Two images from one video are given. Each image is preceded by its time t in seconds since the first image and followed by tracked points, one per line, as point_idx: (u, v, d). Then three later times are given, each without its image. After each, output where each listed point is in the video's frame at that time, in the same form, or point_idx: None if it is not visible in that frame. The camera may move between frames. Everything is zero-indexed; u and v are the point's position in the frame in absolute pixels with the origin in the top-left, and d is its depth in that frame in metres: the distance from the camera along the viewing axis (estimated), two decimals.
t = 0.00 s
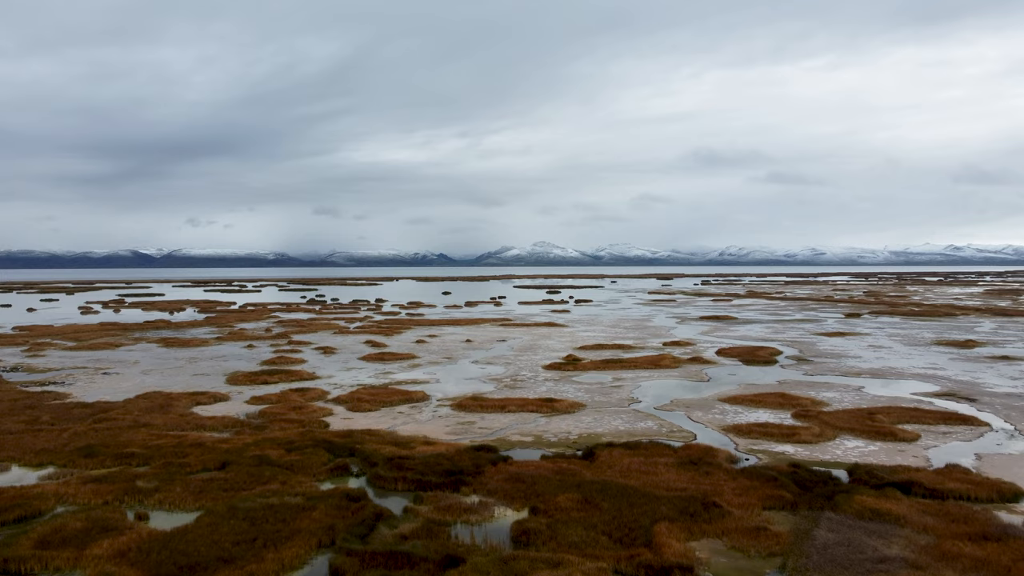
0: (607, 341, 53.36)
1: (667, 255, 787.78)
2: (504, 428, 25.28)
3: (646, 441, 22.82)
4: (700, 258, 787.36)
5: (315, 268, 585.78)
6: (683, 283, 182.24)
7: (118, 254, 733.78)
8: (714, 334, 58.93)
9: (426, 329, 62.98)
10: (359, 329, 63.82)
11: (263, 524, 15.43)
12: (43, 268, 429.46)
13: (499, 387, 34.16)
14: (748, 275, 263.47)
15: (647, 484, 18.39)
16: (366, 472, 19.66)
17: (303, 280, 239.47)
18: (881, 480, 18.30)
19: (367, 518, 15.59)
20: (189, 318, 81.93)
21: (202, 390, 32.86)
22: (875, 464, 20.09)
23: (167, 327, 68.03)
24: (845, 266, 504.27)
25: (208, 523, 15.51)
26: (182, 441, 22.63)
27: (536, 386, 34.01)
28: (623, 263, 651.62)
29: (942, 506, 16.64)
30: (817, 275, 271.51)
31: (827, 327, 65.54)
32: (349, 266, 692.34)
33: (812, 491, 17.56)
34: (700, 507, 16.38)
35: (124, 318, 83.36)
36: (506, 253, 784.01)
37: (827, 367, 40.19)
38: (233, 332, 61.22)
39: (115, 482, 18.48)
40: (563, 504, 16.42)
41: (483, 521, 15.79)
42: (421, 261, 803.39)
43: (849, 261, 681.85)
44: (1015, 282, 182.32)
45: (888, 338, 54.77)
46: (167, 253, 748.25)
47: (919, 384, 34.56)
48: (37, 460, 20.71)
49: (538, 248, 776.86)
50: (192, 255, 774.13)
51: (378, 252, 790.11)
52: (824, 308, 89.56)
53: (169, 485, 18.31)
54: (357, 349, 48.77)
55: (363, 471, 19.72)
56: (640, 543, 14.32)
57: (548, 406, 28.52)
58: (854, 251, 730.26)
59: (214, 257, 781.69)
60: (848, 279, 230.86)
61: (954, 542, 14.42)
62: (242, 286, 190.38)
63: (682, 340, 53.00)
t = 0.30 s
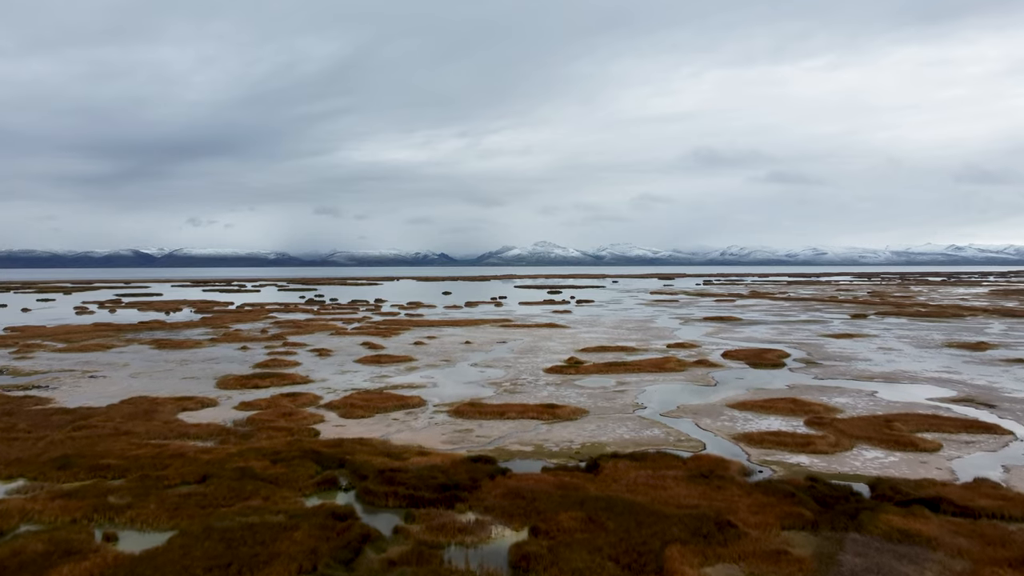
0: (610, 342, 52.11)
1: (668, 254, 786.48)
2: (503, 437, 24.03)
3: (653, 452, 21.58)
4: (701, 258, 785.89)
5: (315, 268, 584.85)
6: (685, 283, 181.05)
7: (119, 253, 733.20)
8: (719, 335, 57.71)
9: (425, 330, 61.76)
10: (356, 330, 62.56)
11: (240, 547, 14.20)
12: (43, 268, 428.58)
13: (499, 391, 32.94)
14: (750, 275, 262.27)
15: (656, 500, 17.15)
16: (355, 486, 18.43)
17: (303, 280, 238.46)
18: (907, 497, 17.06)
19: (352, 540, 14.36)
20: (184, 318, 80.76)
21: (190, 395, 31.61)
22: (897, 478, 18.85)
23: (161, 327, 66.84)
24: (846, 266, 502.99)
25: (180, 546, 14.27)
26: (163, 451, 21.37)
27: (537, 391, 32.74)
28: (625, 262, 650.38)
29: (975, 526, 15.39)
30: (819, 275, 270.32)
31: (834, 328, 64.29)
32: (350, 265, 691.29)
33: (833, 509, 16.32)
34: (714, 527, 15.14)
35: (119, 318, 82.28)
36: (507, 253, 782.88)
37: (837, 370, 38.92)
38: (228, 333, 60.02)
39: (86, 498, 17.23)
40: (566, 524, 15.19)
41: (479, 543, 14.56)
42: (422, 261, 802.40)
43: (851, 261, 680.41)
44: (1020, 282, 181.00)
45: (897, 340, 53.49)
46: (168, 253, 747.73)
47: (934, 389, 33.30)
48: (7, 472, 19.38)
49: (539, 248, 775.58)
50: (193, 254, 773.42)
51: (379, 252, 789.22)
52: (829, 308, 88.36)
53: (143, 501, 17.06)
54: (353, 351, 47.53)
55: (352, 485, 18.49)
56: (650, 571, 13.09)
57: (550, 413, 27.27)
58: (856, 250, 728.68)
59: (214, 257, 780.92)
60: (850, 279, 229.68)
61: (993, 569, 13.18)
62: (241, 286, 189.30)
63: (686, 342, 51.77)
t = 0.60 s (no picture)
0: (612, 344, 50.80)
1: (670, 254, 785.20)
2: (501, 447, 22.75)
3: (660, 463, 20.31)
4: (703, 257, 784.87)
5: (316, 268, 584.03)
6: (687, 283, 180.16)
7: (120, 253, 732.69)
8: (725, 336, 56.37)
9: (423, 331, 60.49)
10: (353, 332, 61.27)
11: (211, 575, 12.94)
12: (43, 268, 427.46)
13: (499, 396, 31.66)
14: (752, 275, 261.20)
15: (665, 519, 15.90)
16: (342, 503, 17.18)
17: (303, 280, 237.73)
18: (937, 517, 15.79)
19: (334, 567, 13.12)
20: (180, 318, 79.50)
21: (176, 400, 30.31)
22: (925, 493, 17.56)
23: (155, 329, 65.56)
24: (849, 266, 500.69)
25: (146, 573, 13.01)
26: (139, 464, 20.09)
27: (538, 396, 31.44)
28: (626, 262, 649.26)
29: (1015, 549, 14.12)
30: (822, 275, 269.10)
31: (841, 329, 63.02)
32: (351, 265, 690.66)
33: (858, 530, 15.06)
34: (730, 551, 13.88)
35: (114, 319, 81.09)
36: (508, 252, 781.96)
37: (848, 374, 37.63)
38: (222, 335, 58.74)
39: (51, 517, 15.98)
40: (568, 548, 13.94)
41: (473, 570, 13.31)
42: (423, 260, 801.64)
43: (853, 261, 679.16)
44: None
45: (907, 341, 52.15)
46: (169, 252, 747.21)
47: (951, 394, 31.98)
48: None
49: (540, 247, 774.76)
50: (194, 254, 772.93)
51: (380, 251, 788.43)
52: (834, 309, 87.00)
53: (112, 520, 15.79)
54: (349, 353, 46.25)
55: (339, 502, 17.25)
56: None
57: (551, 420, 25.98)
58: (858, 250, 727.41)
59: (215, 256, 780.39)
60: (852, 279, 228.66)
61: None
62: (241, 286, 188.52)
63: (692, 344, 50.43)
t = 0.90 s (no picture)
0: (616, 345, 49.32)
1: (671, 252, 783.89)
2: (499, 458, 21.26)
3: (670, 478, 18.77)
4: (705, 255, 783.29)
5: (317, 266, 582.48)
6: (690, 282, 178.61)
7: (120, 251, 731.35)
8: (731, 337, 54.74)
9: (421, 331, 59.00)
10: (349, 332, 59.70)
11: None
12: (42, 266, 425.73)
13: (498, 401, 30.11)
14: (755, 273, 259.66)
15: (679, 543, 14.42)
16: (323, 523, 15.69)
17: (303, 279, 235.88)
18: (980, 540, 14.32)
19: None
20: (174, 318, 77.92)
21: (158, 406, 28.80)
22: (962, 513, 16.11)
23: (147, 328, 63.99)
24: (852, 264, 499.25)
25: None
26: (108, 477, 18.59)
27: (538, 401, 29.97)
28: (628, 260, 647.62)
29: None
30: (825, 274, 267.84)
31: (849, 328, 61.57)
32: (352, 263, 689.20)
33: (894, 556, 13.58)
34: None
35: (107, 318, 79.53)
36: (509, 250, 780.38)
37: (861, 376, 36.17)
38: (214, 335, 57.22)
39: (1, 541, 14.49)
40: None
41: None
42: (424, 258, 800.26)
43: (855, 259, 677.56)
44: None
45: (918, 342, 50.71)
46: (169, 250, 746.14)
47: (972, 398, 30.51)
48: None
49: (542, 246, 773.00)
50: (195, 252, 771.25)
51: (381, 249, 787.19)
52: (841, 308, 85.30)
53: (68, 545, 14.28)
54: (344, 355, 44.70)
55: (320, 522, 15.77)
56: None
57: (552, 428, 24.50)
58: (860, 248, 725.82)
59: (216, 254, 779.15)
60: (856, 277, 227.09)
61: None
62: (239, 284, 186.59)
63: (698, 344, 48.84)
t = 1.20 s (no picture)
0: (619, 345, 47.60)
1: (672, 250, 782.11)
2: (496, 473, 19.53)
3: (683, 497, 17.05)
4: (705, 253, 781.60)
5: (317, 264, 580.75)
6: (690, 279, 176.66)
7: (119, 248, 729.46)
8: (738, 336, 52.89)
9: (418, 331, 57.27)
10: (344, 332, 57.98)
11: None
12: (41, 265, 423.82)
13: (496, 407, 28.34)
14: (757, 271, 257.81)
15: None
16: (297, 553, 13.99)
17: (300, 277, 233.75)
18: None
19: None
20: (166, 317, 76.08)
21: (135, 413, 27.09)
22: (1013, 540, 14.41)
23: (136, 328, 62.19)
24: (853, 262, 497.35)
25: None
26: (65, 497, 16.87)
27: (539, 407, 28.23)
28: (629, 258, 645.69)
29: None
30: (827, 271, 266.01)
31: (859, 328, 59.83)
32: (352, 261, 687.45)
33: None
34: None
35: (98, 318, 77.68)
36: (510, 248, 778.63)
37: (877, 379, 34.43)
38: (204, 335, 55.44)
39: None
40: None
41: None
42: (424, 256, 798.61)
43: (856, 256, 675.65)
44: None
45: (932, 342, 48.98)
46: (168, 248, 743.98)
47: (998, 403, 28.78)
48: None
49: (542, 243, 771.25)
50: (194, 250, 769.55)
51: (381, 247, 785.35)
52: (848, 306, 83.44)
53: None
54: (336, 357, 42.98)
55: (294, 552, 14.07)
56: None
57: (553, 438, 22.77)
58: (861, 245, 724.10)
59: (215, 252, 777.36)
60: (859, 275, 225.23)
61: None
62: (236, 283, 184.65)
63: (705, 345, 47.04)
